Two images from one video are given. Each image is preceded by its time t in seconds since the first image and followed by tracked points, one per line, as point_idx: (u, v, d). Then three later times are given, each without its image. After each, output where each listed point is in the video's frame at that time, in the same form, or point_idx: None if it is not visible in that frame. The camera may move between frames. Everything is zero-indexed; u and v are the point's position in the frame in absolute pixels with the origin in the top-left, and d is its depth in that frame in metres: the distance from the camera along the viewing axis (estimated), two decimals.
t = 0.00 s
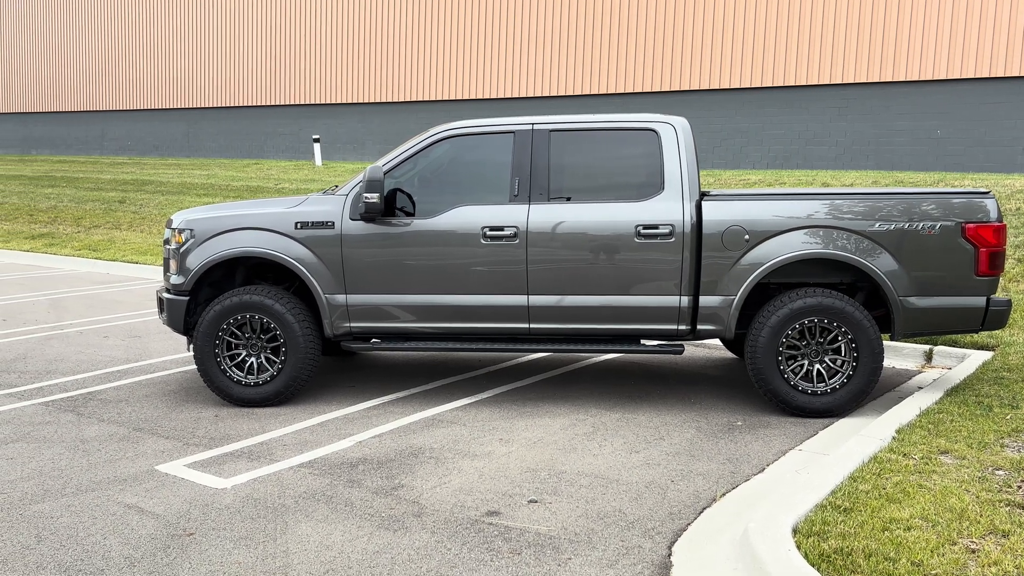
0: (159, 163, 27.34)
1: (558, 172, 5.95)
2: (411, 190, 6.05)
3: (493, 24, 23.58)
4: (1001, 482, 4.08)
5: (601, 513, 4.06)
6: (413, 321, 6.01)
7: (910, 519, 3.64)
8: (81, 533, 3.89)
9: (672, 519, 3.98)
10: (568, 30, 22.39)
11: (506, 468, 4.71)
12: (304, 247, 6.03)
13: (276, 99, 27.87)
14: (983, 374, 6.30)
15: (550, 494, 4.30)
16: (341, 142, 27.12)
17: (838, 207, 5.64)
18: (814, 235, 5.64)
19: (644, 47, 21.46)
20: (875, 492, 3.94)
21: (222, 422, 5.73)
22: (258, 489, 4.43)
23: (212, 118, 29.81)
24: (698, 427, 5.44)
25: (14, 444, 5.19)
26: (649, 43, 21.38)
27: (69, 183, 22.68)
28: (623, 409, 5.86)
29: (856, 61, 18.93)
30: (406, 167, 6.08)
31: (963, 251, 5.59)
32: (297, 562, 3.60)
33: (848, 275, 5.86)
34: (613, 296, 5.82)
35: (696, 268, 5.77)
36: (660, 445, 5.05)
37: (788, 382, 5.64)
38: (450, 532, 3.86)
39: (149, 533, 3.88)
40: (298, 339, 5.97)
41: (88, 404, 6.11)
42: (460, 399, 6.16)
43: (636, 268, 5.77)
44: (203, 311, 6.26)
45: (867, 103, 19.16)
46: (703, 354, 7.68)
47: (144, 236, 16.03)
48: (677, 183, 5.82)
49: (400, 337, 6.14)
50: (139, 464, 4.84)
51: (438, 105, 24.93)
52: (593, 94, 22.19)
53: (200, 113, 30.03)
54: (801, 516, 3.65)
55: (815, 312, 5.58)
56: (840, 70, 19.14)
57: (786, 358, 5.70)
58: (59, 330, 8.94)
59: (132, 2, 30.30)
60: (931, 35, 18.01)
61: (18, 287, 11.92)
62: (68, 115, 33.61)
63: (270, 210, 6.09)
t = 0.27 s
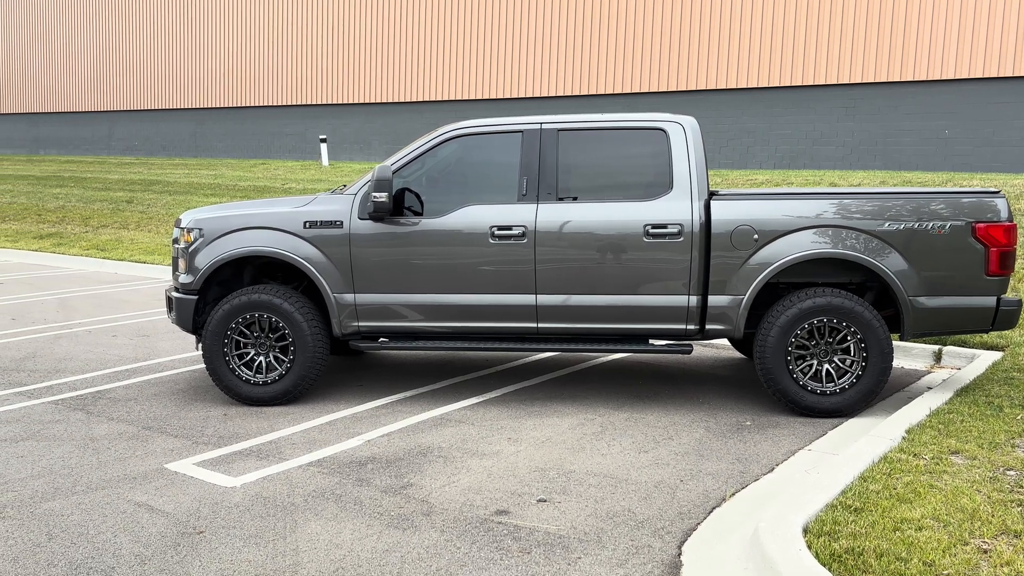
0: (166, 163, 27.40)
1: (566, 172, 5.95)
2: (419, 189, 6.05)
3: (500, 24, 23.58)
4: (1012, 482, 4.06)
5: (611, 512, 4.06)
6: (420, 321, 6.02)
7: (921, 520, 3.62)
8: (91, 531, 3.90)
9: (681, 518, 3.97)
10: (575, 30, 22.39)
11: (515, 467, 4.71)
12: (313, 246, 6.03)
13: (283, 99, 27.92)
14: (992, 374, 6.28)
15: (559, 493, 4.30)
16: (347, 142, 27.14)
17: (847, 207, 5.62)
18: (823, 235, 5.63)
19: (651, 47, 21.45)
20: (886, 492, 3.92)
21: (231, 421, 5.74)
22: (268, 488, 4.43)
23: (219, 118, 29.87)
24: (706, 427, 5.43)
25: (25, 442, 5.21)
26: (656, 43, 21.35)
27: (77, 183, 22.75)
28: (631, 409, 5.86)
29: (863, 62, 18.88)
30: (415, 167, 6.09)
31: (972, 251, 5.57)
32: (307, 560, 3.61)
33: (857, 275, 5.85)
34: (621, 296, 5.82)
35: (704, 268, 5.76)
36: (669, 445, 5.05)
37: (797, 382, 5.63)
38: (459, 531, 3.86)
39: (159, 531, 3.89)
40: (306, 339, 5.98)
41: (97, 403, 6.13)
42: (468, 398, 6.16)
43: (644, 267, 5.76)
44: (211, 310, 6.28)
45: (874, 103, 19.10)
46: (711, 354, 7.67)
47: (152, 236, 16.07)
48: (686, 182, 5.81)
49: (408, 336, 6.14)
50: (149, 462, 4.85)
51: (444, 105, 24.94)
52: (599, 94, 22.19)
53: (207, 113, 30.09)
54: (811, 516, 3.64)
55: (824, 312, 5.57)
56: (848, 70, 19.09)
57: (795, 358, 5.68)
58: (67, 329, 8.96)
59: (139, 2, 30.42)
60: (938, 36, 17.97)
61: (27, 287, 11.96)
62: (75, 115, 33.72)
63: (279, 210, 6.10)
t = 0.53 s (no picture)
0: (172, 163, 27.48)
1: (571, 173, 5.96)
2: (424, 190, 6.06)
3: (505, 25, 23.59)
4: (1017, 483, 4.05)
5: (615, 513, 4.06)
6: (425, 321, 6.03)
7: (925, 521, 3.62)
8: (97, 531, 3.92)
9: (686, 519, 3.98)
10: (580, 31, 22.39)
11: (519, 467, 4.72)
12: (318, 246, 6.05)
13: (289, 100, 27.97)
14: (998, 375, 6.26)
15: (564, 494, 4.31)
16: (353, 143, 27.17)
17: (852, 207, 5.62)
18: (828, 236, 5.62)
19: (657, 47, 21.42)
20: (890, 493, 3.92)
21: (237, 421, 5.75)
22: (273, 488, 4.45)
23: (225, 119, 29.93)
24: (711, 428, 5.43)
25: (31, 442, 5.23)
26: (661, 43, 21.33)
27: (83, 183, 22.83)
28: (635, 409, 5.86)
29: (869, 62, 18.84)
30: (420, 168, 6.10)
31: (978, 252, 5.56)
32: (311, 560, 3.62)
33: (862, 276, 5.84)
34: (626, 296, 5.82)
35: (709, 269, 5.76)
36: (674, 446, 5.05)
37: (802, 383, 5.62)
38: (464, 532, 3.87)
39: (164, 531, 3.90)
40: (312, 339, 5.99)
41: (103, 403, 6.15)
42: (473, 399, 6.17)
43: (649, 268, 5.76)
44: (217, 310, 6.30)
45: (880, 103, 19.06)
46: (716, 354, 7.67)
47: (158, 236, 16.12)
48: (691, 183, 5.81)
49: (413, 336, 6.15)
50: (155, 462, 4.87)
51: (449, 105, 24.96)
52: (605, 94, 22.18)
53: (213, 114, 30.17)
54: (815, 517, 3.64)
55: (829, 313, 5.56)
56: (854, 70, 19.05)
57: (800, 358, 5.68)
58: (74, 329, 9.00)
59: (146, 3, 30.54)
60: (945, 37, 17.94)
61: (34, 287, 12.01)
62: (82, 116, 33.84)
63: (284, 210, 6.11)
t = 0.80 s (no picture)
0: (178, 164, 27.56)
1: (576, 174, 5.95)
2: (429, 191, 6.06)
3: (510, 25, 23.59)
4: None
5: (620, 514, 4.06)
6: (429, 322, 6.03)
7: (931, 524, 3.61)
8: (103, 532, 3.92)
9: (691, 521, 3.97)
10: (585, 31, 22.38)
11: (524, 469, 4.72)
12: (323, 247, 6.05)
13: (295, 100, 28.02)
14: (1004, 377, 6.24)
15: (568, 495, 4.30)
16: (358, 143, 27.20)
17: (857, 208, 5.61)
18: (833, 237, 5.61)
19: (661, 47, 21.39)
20: (896, 496, 3.90)
21: (241, 422, 5.76)
22: (277, 489, 4.45)
23: (230, 120, 30.01)
24: (716, 429, 5.42)
25: (37, 442, 5.25)
26: (666, 43, 21.29)
27: (89, 184, 22.91)
28: (640, 410, 5.85)
29: (874, 62, 18.80)
30: (424, 169, 6.10)
31: (985, 253, 5.54)
32: (316, 561, 3.62)
33: (868, 277, 5.82)
34: (631, 297, 5.81)
35: (714, 270, 5.75)
36: (678, 447, 5.04)
37: (807, 384, 5.61)
38: (468, 533, 3.86)
39: (169, 532, 3.91)
40: (316, 340, 6.00)
41: (109, 404, 6.16)
42: (477, 400, 6.18)
43: (653, 269, 5.76)
44: (222, 311, 6.31)
45: (886, 103, 19.01)
46: (721, 356, 7.66)
47: (164, 237, 16.15)
48: (696, 184, 5.80)
49: (418, 337, 6.16)
50: (159, 463, 4.88)
51: (454, 106, 24.97)
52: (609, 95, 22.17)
53: (218, 115, 30.23)
54: (821, 520, 3.63)
55: (834, 315, 5.55)
56: (859, 71, 19.01)
57: (806, 360, 5.66)
58: (80, 330, 9.04)
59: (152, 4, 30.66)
60: (951, 38, 17.90)
61: (39, 287, 12.05)
62: (87, 116, 33.95)
63: (289, 211, 6.12)
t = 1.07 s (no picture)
0: (182, 164, 27.64)
1: (580, 174, 5.95)
2: (434, 192, 6.07)
3: (514, 25, 23.59)
4: None
5: (625, 516, 4.06)
6: (434, 323, 6.04)
7: (937, 526, 3.60)
8: (109, 532, 3.94)
9: (696, 523, 3.97)
10: (589, 31, 22.38)
11: (529, 469, 4.72)
12: (328, 248, 6.06)
13: (299, 101, 28.07)
14: (1010, 378, 6.23)
15: (574, 497, 4.30)
16: (362, 143, 27.23)
17: (862, 210, 5.60)
18: (839, 238, 5.60)
19: (666, 47, 21.37)
20: (902, 497, 3.90)
21: (246, 422, 5.77)
22: (283, 490, 4.46)
23: (234, 120, 30.07)
24: (721, 430, 5.42)
25: (44, 443, 5.27)
26: (670, 43, 21.27)
27: (95, 184, 22.99)
28: (645, 411, 5.86)
29: (879, 62, 18.76)
30: (429, 170, 6.11)
31: (990, 254, 5.53)
32: (322, 562, 3.62)
33: (873, 278, 5.82)
34: (635, 298, 5.81)
35: (719, 271, 5.75)
36: (684, 449, 5.04)
37: (812, 386, 5.60)
38: (473, 535, 3.87)
39: (176, 532, 3.92)
40: (322, 340, 6.00)
41: (114, 404, 6.18)
42: (483, 400, 6.18)
43: (658, 270, 5.75)
44: (228, 311, 6.32)
45: (891, 104, 18.98)
46: (726, 357, 7.65)
47: (168, 237, 16.20)
48: (701, 185, 5.80)
49: (423, 338, 6.17)
50: (165, 463, 4.89)
51: (459, 106, 24.98)
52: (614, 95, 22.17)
53: (222, 115, 30.28)
54: (827, 521, 3.63)
55: (840, 316, 5.54)
56: (864, 71, 18.97)
57: (811, 361, 5.66)
58: (86, 330, 9.07)
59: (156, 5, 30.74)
60: (956, 37, 17.86)
61: (45, 287, 12.10)
62: (92, 117, 34.06)
63: (295, 212, 6.13)
